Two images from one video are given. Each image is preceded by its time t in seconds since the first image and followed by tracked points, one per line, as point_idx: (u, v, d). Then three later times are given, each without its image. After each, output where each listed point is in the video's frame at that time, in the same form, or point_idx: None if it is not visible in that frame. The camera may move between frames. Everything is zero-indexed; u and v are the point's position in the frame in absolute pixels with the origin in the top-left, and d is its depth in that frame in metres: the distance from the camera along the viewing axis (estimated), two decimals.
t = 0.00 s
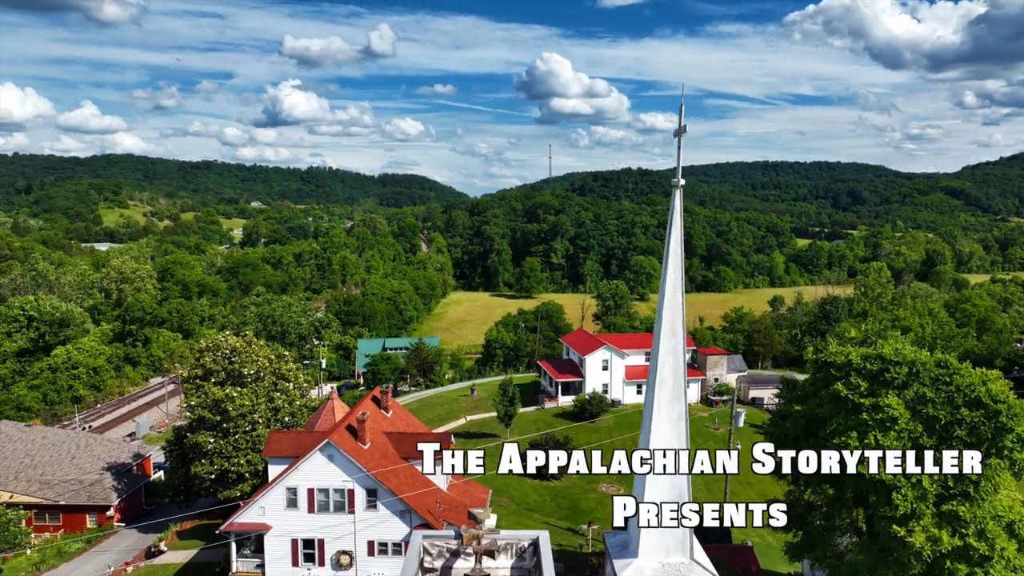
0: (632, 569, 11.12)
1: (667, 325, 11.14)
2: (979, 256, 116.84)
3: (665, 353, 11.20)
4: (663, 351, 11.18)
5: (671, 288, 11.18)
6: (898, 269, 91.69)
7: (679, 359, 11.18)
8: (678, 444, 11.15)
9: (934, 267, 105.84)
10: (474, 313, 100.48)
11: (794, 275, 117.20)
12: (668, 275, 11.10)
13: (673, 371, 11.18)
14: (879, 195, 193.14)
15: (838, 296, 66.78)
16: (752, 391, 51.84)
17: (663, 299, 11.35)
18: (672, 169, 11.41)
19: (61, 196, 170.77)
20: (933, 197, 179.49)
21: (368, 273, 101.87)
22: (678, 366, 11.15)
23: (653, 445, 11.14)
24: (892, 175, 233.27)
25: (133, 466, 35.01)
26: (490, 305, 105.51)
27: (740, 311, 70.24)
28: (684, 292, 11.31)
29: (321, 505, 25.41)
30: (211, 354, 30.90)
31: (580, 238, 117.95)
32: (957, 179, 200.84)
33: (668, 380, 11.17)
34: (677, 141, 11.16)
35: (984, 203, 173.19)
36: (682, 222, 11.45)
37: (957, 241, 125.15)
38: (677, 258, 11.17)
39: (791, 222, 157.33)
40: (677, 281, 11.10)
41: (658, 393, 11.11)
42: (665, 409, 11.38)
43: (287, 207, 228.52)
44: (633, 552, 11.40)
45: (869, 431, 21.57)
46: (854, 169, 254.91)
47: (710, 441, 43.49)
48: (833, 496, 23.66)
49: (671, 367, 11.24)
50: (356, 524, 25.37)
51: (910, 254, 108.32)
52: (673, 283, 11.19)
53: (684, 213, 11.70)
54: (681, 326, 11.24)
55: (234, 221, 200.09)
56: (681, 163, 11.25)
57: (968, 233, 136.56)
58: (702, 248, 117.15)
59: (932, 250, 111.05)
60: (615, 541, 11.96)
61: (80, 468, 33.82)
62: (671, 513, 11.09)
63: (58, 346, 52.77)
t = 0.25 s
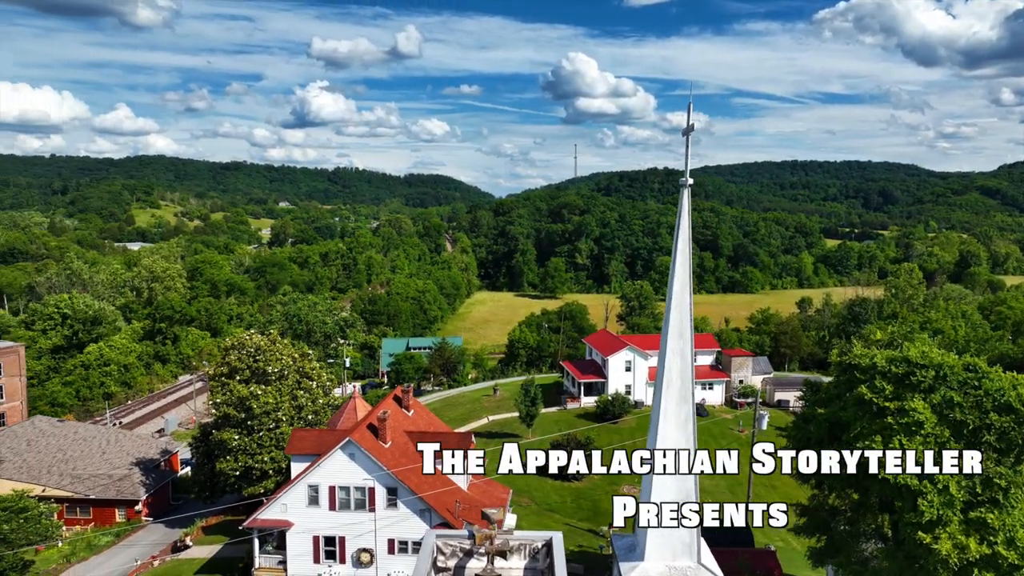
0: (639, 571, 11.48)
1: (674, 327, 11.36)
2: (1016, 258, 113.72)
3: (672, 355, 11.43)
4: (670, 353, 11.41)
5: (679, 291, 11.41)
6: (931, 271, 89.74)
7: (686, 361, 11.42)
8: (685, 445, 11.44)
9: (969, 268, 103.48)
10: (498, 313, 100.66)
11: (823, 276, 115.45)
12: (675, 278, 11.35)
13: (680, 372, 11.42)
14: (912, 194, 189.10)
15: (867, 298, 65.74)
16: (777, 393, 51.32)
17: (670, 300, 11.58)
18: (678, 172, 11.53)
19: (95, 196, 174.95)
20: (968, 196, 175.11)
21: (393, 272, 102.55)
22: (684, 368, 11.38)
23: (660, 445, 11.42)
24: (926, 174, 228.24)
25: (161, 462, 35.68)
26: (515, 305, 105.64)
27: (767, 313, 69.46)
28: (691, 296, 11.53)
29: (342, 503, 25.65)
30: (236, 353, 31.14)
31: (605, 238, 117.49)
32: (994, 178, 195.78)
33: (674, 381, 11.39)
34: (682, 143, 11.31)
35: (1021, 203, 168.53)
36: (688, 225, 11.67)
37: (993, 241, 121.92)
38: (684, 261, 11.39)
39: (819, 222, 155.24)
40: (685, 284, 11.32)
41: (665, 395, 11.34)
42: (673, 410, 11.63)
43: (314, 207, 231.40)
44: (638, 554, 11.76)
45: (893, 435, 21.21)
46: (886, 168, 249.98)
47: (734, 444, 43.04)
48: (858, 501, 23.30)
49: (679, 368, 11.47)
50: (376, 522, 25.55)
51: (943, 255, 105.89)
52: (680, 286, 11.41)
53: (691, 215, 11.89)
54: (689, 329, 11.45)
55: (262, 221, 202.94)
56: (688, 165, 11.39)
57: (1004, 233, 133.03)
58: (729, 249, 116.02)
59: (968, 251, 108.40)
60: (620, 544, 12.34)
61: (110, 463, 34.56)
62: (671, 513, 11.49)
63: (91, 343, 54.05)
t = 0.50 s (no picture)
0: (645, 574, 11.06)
1: (681, 325, 10.91)
2: None
3: (679, 354, 11.00)
4: (676, 353, 10.97)
5: (686, 288, 10.95)
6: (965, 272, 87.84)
7: (693, 361, 10.94)
8: (689, 447, 10.98)
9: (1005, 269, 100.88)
10: (522, 312, 100.88)
11: (852, 277, 113.59)
12: (682, 274, 10.91)
13: (687, 373, 10.97)
14: (946, 194, 185.02)
15: (898, 300, 64.54)
16: (803, 396, 50.90)
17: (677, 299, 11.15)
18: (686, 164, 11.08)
19: (129, 197, 179.01)
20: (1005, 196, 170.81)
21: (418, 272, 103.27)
22: (691, 368, 10.92)
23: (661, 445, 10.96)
24: (961, 173, 223.16)
25: (187, 458, 36.32)
26: (539, 305, 105.76)
27: (794, 314, 68.62)
28: (699, 294, 11.09)
29: (363, 501, 25.89)
30: (260, 352, 31.33)
31: (630, 238, 117.02)
32: None
33: (681, 383, 10.96)
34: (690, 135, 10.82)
35: None
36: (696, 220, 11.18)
37: None
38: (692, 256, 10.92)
39: (849, 222, 152.84)
40: (692, 281, 10.86)
41: (671, 396, 10.94)
42: (680, 413, 11.21)
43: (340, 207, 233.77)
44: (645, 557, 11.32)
45: (919, 440, 20.76)
46: (920, 168, 245.09)
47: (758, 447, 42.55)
48: (883, 506, 22.86)
49: (685, 369, 11.03)
50: (396, 521, 25.74)
51: (979, 255, 103.42)
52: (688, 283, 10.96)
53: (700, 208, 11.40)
54: (696, 328, 10.99)
55: (290, 221, 205.76)
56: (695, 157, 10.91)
57: None
58: (756, 249, 114.87)
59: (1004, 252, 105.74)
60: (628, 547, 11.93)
61: (138, 458, 35.29)
62: (671, 513, 10.97)
63: (122, 341, 55.20)
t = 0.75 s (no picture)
0: None
1: (686, 326, 10.84)
2: None
3: (685, 356, 10.92)
4: (682, 355, 10.90)
5: (693, 290, 10.92)
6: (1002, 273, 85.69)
7: (699, 363, 10.86)
8: (691, 449, 10.87)
9: None
10: (546, 313, 100.87)
11: (883, 278, 111.48)
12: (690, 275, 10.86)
13: (693, 376, 10.87)
14: (981, 194, 180.57)
15: (929, 302, 63.24)
16: (830, 399, 50.17)
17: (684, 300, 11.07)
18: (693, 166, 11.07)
19: (161, 197, 182.53)
20: None
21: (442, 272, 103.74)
22: (697, 370, 10.83)
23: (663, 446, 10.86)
24: (997, 173, 217.66)
25: (214, 454, 36.92)
26: (563, 305, 105.62)
27: (822, 316, 67.63)
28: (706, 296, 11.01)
29: (383, 499, 26.11)
30: (284, 350, 31.73)
31: (655, 238, 116.29)
32: None
33: (687, 385, 10.86)
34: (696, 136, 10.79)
35: None
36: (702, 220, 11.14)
37: None
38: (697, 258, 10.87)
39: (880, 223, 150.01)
40: (699, 282, 10.80)
41: (677, 398, 10.83)
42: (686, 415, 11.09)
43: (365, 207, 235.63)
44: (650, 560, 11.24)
45: (945, 445, 20.36)
46: (954, 167, 239.71)
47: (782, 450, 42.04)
48: (909, 512, 22.43)
49: (691, 372, 10.94)
50: (416, 519, 25.90)
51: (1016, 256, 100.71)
52: (694, 286, 10.90)
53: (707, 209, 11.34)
54: (703, 330, 10.91)
55: (317, 221, 208.10)
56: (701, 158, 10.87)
57: None
58: (783, 250, 113.41)
59: None
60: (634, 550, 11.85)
61: (166, 455, 35.96)
62: (670, 513, 10.90)
63: (152, 338, 56.31)
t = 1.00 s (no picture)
0: None
1: (691, 327, 10.81)
2: None
3: (689, 358, 10.87)
4: (687, 356, 10.85)
5: (698, 292, 10.87)
6: None
7: (704, 366, 10.79)
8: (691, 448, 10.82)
9: None
10: (570, 313, 100.77)
11: (915, 280, 109.31)
12: (695, 277, 10.82)
13: (698, 377, 10.81)
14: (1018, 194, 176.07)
15: (962, 304, 61.90)
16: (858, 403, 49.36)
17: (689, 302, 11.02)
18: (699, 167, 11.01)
19: (191, 197, 185.79)
20: None
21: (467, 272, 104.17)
22: (702, 372, 10.76)
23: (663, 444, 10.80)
24: None
25: (239, 451, 37.45)
26: (587, 305, 105.42)
27: (850, 318, 66.56)
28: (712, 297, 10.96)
29: (403, 498, 26.30)
30: (307, 349, 32.14)
31: (682, 239, 115.55)
32: None
33: (692, 387, 10.82)
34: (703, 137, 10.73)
35: None
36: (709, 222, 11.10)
37: None
38: (703, 259, 10.84)
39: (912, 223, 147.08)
40: (704, 283, 10.74)
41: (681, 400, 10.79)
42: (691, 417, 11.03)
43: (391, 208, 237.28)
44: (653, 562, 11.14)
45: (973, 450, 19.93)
46: (990, 167, 234.13)
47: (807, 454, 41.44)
48: (936, 519, 21.95)
49: (697, 373, 10.86)
50: (436, 519, 26.02)
51: None
52: (700, 287, 10.86)
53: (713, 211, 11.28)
54: (708, 332, 10.85)
55: (343, 221, 210.21)
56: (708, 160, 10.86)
57: None
58: (812, 251, 111.88)
59: None
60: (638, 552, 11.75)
61: (193, 451, 36.58)
62: (670, 513, 10.79)
63: (181, 337, 57.28)
